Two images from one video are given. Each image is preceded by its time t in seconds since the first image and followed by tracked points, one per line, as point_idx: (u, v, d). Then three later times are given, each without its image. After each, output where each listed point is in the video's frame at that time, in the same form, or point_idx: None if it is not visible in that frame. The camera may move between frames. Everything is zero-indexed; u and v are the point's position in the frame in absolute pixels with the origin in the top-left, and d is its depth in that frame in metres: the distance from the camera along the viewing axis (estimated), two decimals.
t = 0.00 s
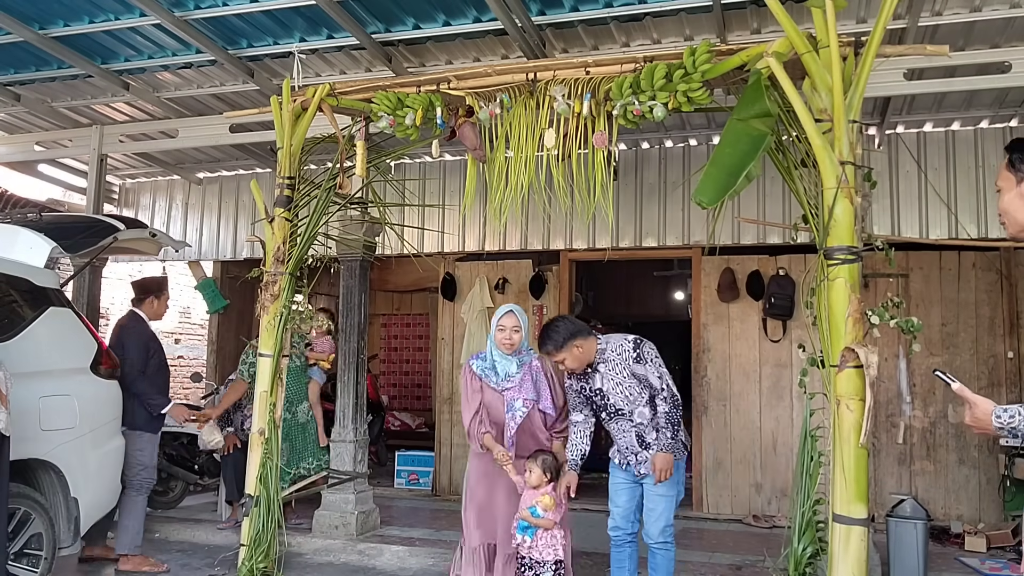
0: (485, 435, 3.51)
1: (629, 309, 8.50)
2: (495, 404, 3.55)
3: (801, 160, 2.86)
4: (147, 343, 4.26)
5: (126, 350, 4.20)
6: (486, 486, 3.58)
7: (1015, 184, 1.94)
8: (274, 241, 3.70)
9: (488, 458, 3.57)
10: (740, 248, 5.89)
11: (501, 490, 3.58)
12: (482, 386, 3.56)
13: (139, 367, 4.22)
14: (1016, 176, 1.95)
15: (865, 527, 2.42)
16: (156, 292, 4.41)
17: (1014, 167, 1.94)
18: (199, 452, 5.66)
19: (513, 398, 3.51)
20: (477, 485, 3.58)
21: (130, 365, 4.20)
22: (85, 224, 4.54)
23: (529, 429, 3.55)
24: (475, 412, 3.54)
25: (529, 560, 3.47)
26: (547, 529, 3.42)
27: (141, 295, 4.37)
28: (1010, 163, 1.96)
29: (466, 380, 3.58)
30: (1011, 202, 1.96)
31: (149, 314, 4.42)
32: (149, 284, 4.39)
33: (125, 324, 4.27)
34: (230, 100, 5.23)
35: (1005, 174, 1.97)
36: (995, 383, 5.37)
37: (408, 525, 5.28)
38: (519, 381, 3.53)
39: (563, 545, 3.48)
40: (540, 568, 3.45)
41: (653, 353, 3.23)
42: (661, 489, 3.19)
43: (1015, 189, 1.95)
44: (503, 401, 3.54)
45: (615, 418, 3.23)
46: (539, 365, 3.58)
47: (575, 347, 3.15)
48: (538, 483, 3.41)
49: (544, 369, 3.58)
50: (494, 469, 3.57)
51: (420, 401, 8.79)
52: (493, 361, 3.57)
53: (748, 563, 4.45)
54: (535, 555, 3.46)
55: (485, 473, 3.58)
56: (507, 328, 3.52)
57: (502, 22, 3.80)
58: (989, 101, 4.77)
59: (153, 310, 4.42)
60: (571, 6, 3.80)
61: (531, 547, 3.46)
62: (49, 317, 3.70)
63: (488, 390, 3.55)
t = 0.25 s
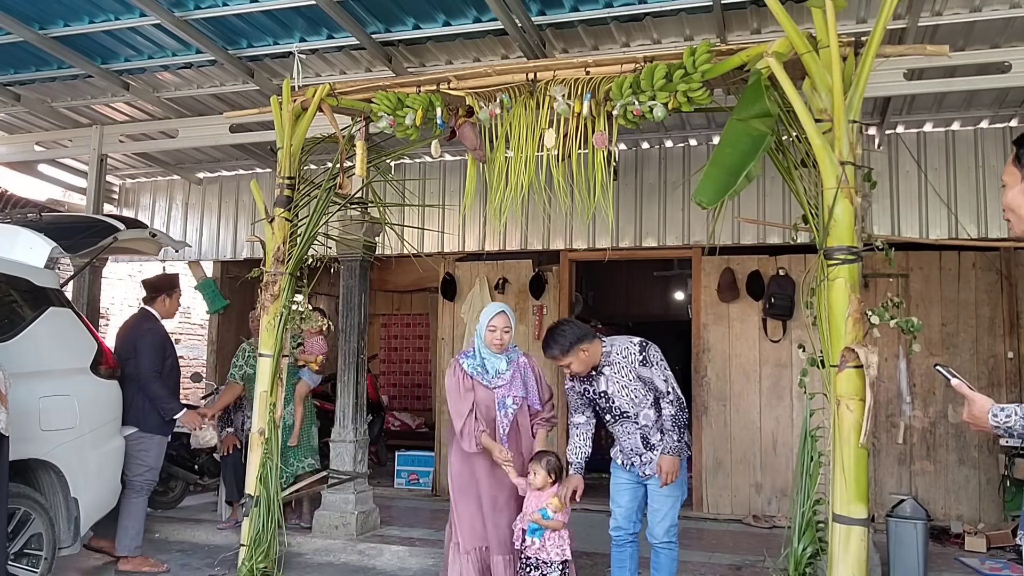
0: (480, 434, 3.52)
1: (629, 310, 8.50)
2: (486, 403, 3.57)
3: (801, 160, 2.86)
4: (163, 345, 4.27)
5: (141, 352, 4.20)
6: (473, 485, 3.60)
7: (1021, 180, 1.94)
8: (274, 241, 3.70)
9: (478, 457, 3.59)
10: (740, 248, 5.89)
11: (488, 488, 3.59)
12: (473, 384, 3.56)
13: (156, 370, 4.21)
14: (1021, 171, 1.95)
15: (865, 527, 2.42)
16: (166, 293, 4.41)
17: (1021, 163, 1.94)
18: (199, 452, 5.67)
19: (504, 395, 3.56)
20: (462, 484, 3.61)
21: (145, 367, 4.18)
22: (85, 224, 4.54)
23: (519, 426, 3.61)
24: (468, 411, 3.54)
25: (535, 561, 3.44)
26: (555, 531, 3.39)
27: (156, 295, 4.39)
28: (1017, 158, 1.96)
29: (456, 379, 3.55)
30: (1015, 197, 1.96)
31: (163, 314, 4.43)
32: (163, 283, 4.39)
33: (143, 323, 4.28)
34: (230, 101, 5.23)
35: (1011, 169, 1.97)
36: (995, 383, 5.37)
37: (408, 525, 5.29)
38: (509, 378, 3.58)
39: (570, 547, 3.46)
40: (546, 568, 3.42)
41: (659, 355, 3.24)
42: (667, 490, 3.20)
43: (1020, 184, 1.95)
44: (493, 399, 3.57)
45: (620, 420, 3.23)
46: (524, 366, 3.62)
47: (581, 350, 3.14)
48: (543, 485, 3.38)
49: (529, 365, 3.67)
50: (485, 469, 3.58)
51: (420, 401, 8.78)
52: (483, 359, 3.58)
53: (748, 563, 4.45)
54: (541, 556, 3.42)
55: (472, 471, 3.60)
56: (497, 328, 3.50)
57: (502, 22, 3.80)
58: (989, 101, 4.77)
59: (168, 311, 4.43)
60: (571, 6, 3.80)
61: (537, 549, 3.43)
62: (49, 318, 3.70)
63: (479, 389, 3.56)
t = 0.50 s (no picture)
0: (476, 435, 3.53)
1: (629, 310, 8.51)
2: (481, 404, 3.58)
3: (801, 160, 2.86)
4: (170, 346, 4.25)
5: (149, 352, 4.19)
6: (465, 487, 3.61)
7: None
8: (274, 241, 3.70)
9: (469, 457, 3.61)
10: (740, 248, 5.89)
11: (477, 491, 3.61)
12: (469, 385, 3.56)
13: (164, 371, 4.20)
14: None
15: (865, 527, 2.42)
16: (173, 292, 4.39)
17: None
18: (199, 452, 5.68)
19: (497, 398, 3.58)
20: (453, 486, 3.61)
21: (152, 368, 4.17)
22: (85, 224, 4.54)
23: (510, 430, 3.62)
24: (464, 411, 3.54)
25: (536, 559, 3.44)
26: (558, 529, 3.38)
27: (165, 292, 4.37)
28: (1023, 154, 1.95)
29: (453, 379, 3.55)
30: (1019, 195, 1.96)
31: (169, 313, 4.41)
32: (169, 282, 4.35)
33: (151, 323, 4.26)
34: (230, 101, 5.23)
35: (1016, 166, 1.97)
36: (995, 383, 5.37)
37: (408, 525, 5.29)
38: (504, 381, 3.59)
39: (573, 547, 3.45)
40: (548, 567, 3.42)
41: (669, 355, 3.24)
42: (674, 491, 3.20)
43: None
44: (487, 400, 3.59)
45: (629, 419, 3.23)
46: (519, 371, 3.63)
47: (592, 347, 3.15)
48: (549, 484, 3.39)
49: (525, 371, 3.67)
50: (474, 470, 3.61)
51: (420, 401, 8.78)
52: (481, 360, 3.58)
53: (748, 563, 4.45)
54: (543, 555, 3.42)
55: (463, 472, 3.60)
56: (500, 331, 3.50)
57: (502, 22, 3.79)
58: (989, 101, 4.77)
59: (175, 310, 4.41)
60: (571, 6, 3.80)
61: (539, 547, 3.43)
62: (49, 318, 3.70)
63: (476, 390, 3.56)
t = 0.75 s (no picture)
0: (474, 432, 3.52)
1: (629, 310, 8.51)
2: (476, 402, 3.59)
3: (801, 160, 2.86)
4: (168, 345, 4.24)
5: (146, 352, 4.17)
6: (461, 487, 3.62)
7: None
8: (274, 241, 3.70)
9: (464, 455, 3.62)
10: (740, 248, 5.89)
11: (473, 489, 3.64)
12: (463, 382, 3.56)
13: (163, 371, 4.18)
14: None
15: (865, 527, 2.42)
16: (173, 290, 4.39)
17: None
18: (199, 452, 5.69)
19: (492, 397, 3.58)
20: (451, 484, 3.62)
21: (151, 368, 4.16)
22: (85, 224, 4.54)
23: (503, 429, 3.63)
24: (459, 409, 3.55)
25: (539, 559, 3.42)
26: (562, 527, 3.38)
27: (164, 291, 4.38)
28: None
29: (448, 377, 3.55)
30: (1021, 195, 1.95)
31: (165, 313, 4.41)
32: (166, 280, 4.36)
33: (150, 323, 4.26)
34: (230, 101, 5.23)
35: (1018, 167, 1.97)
36: (995, 383, 5.37)
37: (408, 525, 5.29)
38: (500, 381, 3.60)
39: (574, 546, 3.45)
40: (551, 566, 3.41)
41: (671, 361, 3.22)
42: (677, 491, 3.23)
43: None
44: (482, 399, 3.59)
45: (631, 424, 3.24)
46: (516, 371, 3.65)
47: (596, 352, 3.13)
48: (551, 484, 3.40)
49: (521, 372, 3.69)
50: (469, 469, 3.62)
51: (420, 401, 8.78)
52: (477, 359, 3.59)
53: (748, 563, 4.45)
54: (545, 554, 3.41)
55: (456, 472, 3.61)
56: (499, 331, 3.48)
57: (502, 22, 3.80)
58: (989, 101, 4.77)
59: (172, 310, 4.40)
60: (571, 6, 3.80)
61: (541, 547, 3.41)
62: (49, 318, 3.70)
63: (471, 389, 3.56)
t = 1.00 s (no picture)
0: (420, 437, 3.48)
1: (628, 309, 8.52)
2: (452, 400, 3.52)
3: (801, 160, 2.86)
4: (160, 347, 4.23)
5: (139, 353, 4.16)
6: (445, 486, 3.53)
7: None
8: (274, 241, 3.70)
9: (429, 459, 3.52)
10: (740, 248, 5.89)
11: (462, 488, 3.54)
12: (437, 379, 3.53)
13: (158, 373, 4.18)
14: None
15: (865, 527, 2.42)
16: (167, 290, 4.38)
17: None
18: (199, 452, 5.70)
19: (470, 394, 3.53)
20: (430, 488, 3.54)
21: (145, 369, 4.15)
22: (85, 224, 4.54)
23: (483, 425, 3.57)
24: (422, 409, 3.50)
25: (541, 559, 3.41)
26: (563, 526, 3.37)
27: (157, 291, 4.37)
28: None
29: (422, 372, 3.54)
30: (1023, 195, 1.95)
31: (159, 313, 4.40)
32: (162, 280, 4.37)
33: (144, 324, 4.26)
34: (230, 101, 5.23)
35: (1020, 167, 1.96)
36: (995, 383, 5.38)
37: (408, 525, 5.29)
38: (478, 377, 3.56)
39: (576, 546, 3.44)
40: (552, 566, 3.40)
41: (648, 418, 3.16)
42: (675, 487, 3.21)
43: None
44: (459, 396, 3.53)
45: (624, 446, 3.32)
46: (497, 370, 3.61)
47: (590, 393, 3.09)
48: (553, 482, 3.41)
49: (500, 369, 3.64)
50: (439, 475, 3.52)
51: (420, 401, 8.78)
52: (454, 356, 3.53)
53: (747, 563, 4.46)
54: (547, 554, 3.40)
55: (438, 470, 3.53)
56: (479, 329, 3.45)
57: (502, 22, 3.80)
58: (989, 101, 4.77)
59: (166, 310, 4.40)
60: (571, 6, 3.80)
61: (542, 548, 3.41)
62: (49, 318, 3.70)
63: (448, 386, 3.52)
